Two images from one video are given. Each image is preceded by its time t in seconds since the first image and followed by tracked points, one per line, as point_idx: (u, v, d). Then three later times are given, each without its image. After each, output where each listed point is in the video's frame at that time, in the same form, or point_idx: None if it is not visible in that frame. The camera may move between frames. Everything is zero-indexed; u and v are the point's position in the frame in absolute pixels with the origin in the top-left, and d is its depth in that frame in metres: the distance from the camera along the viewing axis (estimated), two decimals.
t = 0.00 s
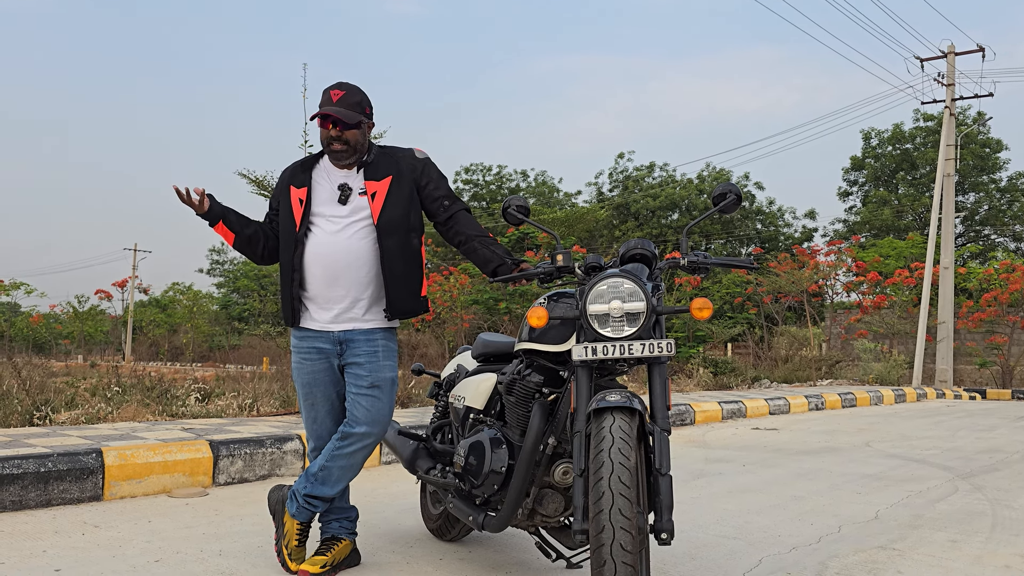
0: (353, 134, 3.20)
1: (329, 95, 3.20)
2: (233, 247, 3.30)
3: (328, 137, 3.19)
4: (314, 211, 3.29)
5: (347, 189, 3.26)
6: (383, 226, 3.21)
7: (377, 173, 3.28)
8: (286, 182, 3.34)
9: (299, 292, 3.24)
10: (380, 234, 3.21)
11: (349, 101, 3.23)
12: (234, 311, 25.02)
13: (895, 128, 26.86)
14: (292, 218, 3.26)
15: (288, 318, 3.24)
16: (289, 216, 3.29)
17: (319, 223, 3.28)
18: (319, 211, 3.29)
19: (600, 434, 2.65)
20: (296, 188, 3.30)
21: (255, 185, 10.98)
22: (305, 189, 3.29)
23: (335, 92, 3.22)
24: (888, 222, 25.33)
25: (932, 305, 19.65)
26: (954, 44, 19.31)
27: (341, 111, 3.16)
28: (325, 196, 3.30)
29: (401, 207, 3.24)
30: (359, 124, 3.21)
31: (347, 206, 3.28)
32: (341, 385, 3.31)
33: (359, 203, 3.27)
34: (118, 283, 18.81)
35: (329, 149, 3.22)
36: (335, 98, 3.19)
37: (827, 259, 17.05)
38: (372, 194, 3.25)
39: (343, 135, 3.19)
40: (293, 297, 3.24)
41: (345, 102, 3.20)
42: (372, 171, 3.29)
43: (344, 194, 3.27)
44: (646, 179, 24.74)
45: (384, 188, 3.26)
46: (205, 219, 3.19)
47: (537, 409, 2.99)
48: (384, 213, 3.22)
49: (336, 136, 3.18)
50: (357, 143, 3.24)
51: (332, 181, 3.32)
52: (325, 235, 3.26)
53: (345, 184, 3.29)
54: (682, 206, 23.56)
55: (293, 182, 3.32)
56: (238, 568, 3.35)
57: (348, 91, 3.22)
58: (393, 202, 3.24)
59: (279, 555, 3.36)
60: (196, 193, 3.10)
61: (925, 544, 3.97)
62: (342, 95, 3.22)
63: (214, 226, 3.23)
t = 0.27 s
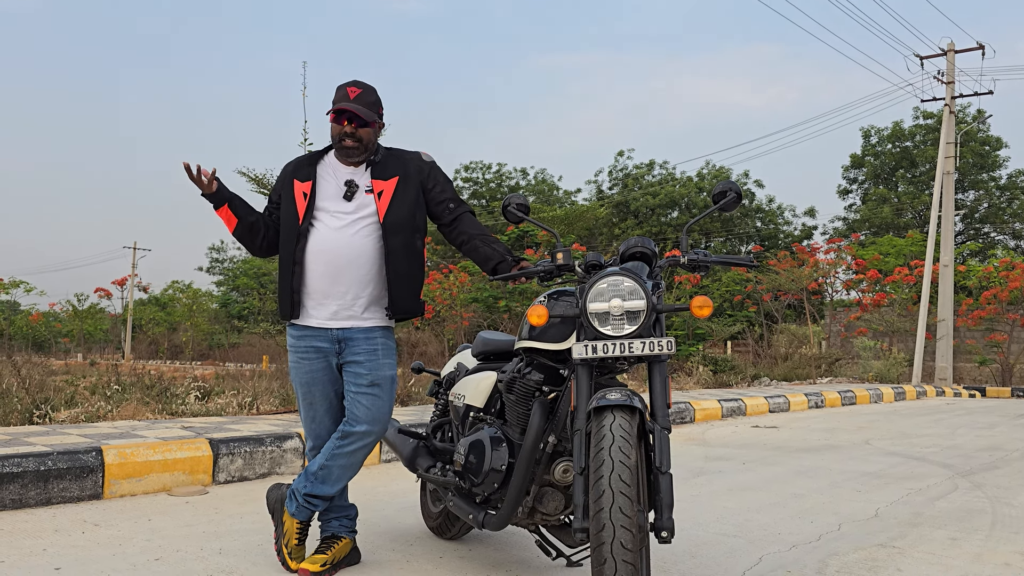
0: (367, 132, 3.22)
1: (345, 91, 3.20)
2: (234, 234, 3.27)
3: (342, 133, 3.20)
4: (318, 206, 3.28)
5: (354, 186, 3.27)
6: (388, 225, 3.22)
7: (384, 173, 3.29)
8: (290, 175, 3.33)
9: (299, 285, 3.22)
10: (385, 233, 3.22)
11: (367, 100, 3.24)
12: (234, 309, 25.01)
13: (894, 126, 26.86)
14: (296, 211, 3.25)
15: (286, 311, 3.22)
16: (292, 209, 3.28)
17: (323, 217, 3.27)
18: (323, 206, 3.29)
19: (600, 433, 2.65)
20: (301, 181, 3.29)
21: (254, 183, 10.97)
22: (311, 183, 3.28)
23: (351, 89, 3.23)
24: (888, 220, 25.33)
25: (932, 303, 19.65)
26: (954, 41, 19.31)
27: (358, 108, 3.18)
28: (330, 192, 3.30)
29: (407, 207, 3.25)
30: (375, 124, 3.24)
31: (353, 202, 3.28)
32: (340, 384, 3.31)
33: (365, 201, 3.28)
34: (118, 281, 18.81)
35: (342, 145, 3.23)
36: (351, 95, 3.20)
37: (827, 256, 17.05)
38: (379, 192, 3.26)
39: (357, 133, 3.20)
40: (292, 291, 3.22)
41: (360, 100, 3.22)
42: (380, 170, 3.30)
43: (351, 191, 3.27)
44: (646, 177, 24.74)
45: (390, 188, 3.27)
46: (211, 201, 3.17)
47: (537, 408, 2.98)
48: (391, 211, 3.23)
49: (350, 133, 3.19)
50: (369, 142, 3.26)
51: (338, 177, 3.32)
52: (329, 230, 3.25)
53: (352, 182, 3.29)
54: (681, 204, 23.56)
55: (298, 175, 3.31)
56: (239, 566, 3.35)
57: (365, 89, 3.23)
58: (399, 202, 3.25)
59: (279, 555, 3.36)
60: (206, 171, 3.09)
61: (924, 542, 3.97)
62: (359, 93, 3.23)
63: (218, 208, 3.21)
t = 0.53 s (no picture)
0: (386, 136, 3.23)
1: (368, 92, 3.17)
2: (235, 209, 3.14)
3: (361, 133, 3.18)
4: (325, 200, 3.24)
5: (363, 185, 3.26)
6: (393, 226, 3.24)
7: (391, 175, 3.31)
8: (295, 167, 3.25)
9: (300, 278, 3.17)
10: (389, 234, 3.23)
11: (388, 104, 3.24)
12: (232, 307, 25.00)
13: (893, 124, 26.89)
14: (303, 204, 3.18)
15: (284, 304, 3.15)
16: (297, 201, 3.20)
17: (328, 212, 3.23)
18: (329, 200, 3.25)
19: (598, 430, 2.65)
20: (308, 174, 3.22)
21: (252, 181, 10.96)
22: (319, 177, 3.23)
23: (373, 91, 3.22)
24: (886, 218, 25.35)
25: (930, 301, 19.67)
26: (952, 40, 19.32)
27: (382, 110, 3.17)
28: (337, 189, 3.26)
29: (412, 210, 3.28)
30: (393, 128, 3.25)
31: (360, 202, 3.27)
32: (336, 382, 3.30)
33: (371, 201, 3.28)
34: (116, 279, 18.81)
35: (359, 144, 3.20)
36: (375, 96, 3.18)
37: (825, 255, 17.07)
38: (385, 194, 3.27)
39: (377, 135, 3.20)
40: (292, 283, 3.16)
41: (382, 103, 3.21)
42: (386, 173, 3.31)
43: (359, 191, 3.26)
44: (644, 175, 24.74)
45: (396, 190, 3.28)
46: (229, 166, 3.09)
47: (535, 406, 2.99)
48: (397, 213, 3.25)
49: (371, 135, 3.18)
50: (384, 143, 3.25)
51: (345, 175, 3.30)
52: (336, 226, 3.22)
53: (360, 182, 3.28)
54: (680, 202, 23.57)
55: (304, 167, 3.24)
56: (237, 564, 3.35)
57: (388, 94, 3.23)
58: (405, 205, 3.28)
59: (276, 554, 3.36)
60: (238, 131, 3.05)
61: (922, 540, 3.98)
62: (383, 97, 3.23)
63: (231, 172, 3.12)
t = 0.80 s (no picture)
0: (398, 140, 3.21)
1: (383, 96, 3.18)
2: (251, 193, 3.04)
3: (374, 135, 3.14)
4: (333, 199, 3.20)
5: (369, 187, 3.24)
6: (397, 228, 3.24)
7: (393, 177, 3.31)
8: (302, 161, 3.18)
9: (306, 277, 3.13)
10: (392, 235, 3.23)
11: (399, 107, 3.23)
12: (230, 306, 24.98)
13: (890, 123, 26.91)
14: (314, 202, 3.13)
15: (289, 301, 3.10)
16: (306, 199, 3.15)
17: (335, 211, 3.20)
18: (337, 199, 3.21)
19: (596, 429, 2.65)
20: (317, 171, 3.17)
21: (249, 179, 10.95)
22: (329, 175, 3.18)
23: (388, 94, 3.20)
24: (883, 218, 25.37)
25: (928, 300, 19.69)
26: (949, 39, 19.30)
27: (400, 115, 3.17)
28: (345, 189, 3.23)
29: (414, 212, 3.28)
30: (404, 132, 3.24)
31: (364, 203, 3.25)
32: (338, 381, 3.30)
33: (376, 203, 3.26)
34: (114, 278, 18.79)
35: (371, 146, 3.17)
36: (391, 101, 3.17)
37: (823, 254, 17.08)
38: (388, 195, 3.26)
39: (391, 138, 3.18)
40: (298, 281, 3.12)
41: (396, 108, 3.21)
42: (390, 174, 3.30)
43: (365, 193, 3.24)
44: (642, 174, 24.76)
45: (399, 192, 3.29)
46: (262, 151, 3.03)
47: (533, 405, 2.99)
48: (400, 215, 3.25)
49: (384, 137, 3.15)
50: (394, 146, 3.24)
51: (352, 175, 3.26)
52: (344, 227, 3.20)
53: (366, 183, 3.26)
54: (678, 201, 23.58)
55: (313, 164, 3.18)
56: (236, 563, 3.35)
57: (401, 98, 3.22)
58: (408, 207, 3.28)
59: (274, 552, 3.36)
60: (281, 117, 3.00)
61: (920, 539, 3.99)
62: (395, 101, 3.22)
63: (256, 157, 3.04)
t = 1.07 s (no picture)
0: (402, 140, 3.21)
1: (385, 95, 3.17)
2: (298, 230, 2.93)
3: (377, 135, 3.13)
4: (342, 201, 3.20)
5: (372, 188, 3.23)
6: (398, 228, 3.24)
7: (394, 175, 3.30)
8: (312, 160, 3.19)
9: (319, 280, 3.14)
10: (394, 234, 3.23)
11: (402, 108, 3.23)
12: (228, 305, 24.95)
13: (889, 123, 26.92)
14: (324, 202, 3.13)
15: (301, 304, 3.11)
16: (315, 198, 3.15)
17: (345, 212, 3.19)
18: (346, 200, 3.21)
19: (595, 428, 2.66)
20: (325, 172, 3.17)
21: (247, 178, 10.94)
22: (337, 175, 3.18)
23: (390, 94, 3.19)
24: (882, 217, 25.39)
25: (927, 300, 19.70)
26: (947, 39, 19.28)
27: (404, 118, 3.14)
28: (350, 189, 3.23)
29: (415, 211, 3.28)
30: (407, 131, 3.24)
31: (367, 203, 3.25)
32: (338, 379, 3.31)
33: (379, 203, 3.26)
34: (113, 278, 18.78)
35: (374, 146, 3.16)
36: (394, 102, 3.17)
37: (821, 254, 17.10)
38: (389, 195, 3.26)
39: (393, 138, 3.17)
40: (310, 285, 3.13)
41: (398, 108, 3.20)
42: (390, 174, 3.30)
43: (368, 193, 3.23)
44: (641, 174, 24.77)
45: (400, 191, 3.28)
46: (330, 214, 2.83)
47: (531, 403, 2.99)
48: (401, 215, 3.25)
49: (386, 137, 3.14)
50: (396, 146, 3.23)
51: (357, 175, 3.26)
52: (351, 228, 3.20)
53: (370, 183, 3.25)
54: (676, 201, 23.58)
55: (322, 164, 3.18)
56: (235, 561, 3.36)
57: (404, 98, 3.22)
58: (408, 206, 3.28)
59: (273, 550, 3.37)
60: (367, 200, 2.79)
61: (918, 538, 3.99)
62: (398, 101, 3.21)
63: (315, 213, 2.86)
